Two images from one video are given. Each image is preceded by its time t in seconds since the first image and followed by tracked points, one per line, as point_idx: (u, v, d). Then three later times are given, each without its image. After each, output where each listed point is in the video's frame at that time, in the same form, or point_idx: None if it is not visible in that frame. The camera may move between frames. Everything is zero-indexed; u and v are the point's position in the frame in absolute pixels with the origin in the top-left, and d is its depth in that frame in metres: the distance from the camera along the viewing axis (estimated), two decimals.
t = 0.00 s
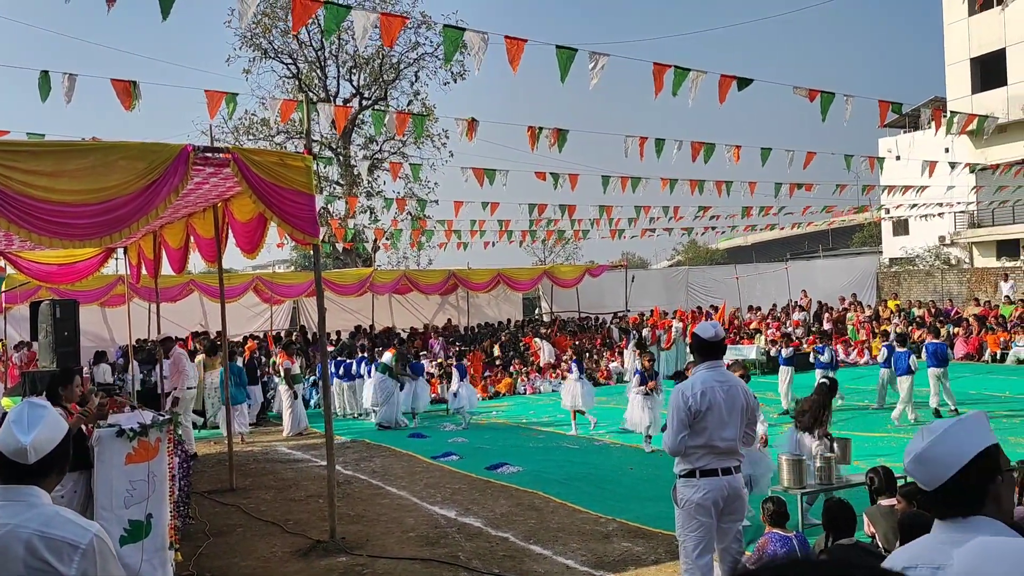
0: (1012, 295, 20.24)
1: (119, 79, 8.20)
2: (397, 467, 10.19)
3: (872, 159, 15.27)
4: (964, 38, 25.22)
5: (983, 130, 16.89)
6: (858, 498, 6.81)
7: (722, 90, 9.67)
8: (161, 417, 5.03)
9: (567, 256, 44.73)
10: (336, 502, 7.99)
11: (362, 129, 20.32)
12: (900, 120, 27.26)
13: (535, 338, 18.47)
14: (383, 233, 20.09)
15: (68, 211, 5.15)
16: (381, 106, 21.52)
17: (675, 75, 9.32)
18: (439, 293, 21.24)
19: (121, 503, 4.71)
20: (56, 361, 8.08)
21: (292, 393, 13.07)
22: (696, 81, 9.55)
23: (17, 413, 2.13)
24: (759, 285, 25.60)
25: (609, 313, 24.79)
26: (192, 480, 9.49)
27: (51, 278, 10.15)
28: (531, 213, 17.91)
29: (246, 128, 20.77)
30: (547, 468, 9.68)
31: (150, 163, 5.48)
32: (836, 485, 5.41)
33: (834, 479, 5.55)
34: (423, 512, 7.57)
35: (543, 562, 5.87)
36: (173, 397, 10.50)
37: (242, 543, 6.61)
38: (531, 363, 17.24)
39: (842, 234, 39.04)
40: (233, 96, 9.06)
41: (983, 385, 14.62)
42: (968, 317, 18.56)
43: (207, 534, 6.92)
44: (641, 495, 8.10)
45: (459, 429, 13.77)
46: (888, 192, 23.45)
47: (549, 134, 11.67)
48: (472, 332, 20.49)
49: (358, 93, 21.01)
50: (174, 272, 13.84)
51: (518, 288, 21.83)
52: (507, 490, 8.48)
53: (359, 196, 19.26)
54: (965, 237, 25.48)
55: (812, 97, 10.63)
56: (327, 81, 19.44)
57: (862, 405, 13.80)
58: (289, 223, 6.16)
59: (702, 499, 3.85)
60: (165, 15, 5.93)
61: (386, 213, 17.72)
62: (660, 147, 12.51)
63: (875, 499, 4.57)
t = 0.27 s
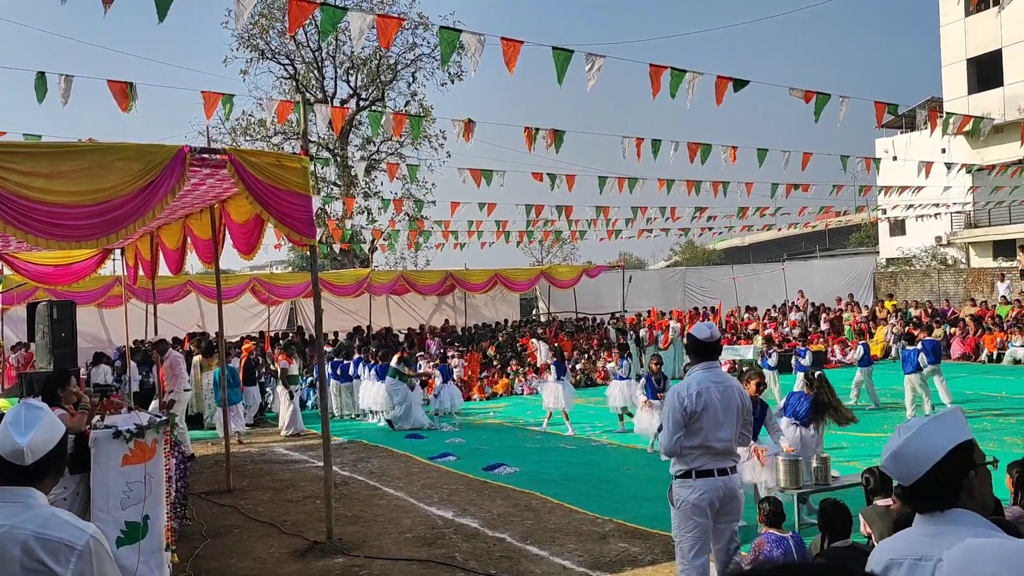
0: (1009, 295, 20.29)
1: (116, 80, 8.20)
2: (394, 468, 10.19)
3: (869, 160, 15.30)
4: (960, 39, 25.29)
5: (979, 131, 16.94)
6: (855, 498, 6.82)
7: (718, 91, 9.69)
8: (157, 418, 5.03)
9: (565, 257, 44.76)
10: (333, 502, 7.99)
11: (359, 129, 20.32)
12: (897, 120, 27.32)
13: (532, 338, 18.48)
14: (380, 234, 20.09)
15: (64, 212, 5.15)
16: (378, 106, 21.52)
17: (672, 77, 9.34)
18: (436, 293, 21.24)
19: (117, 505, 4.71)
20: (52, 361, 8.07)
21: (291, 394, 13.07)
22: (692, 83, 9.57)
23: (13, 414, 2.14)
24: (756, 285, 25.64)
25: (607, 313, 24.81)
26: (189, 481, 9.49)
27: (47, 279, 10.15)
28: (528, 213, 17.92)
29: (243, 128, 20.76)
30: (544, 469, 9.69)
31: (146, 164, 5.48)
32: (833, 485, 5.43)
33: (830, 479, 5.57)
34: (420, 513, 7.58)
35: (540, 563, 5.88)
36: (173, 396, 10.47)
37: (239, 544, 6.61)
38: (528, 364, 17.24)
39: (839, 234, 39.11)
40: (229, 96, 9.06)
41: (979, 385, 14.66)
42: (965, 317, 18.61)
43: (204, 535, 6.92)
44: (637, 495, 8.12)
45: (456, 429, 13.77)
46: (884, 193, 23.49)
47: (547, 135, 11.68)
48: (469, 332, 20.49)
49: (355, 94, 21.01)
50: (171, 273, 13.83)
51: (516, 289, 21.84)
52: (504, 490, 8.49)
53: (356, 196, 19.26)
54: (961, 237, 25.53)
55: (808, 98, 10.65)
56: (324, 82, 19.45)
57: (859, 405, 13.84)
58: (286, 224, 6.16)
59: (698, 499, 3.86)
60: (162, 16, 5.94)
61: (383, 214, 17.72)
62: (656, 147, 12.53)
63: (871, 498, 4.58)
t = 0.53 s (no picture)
0: (1006, 294, 20.34)
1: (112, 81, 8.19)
2: (391, 468, 10.19)
3: (865, 160, 15.32)
4: (957, 40, 25.34)
5: (976, 131, 16.97)
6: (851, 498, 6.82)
7: (715, 92, 9.70)
8: (154, 419, 5.02)
9: (562, 257, 44.77)
10: (330, 503, 7.98)
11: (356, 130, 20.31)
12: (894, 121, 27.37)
13: (530, 338, 18.48)
14: (377, 234, 20.08)
15: (61, 213, 5.14)
16: (375, 107, 21.51)
17: (669, 77, 9.35)
18: (433, 294, 21.23)
19: (114, 506, 4.70)
20: (48, 363, 8.05)
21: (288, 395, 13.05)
22: (689, 83, 9.58)
23: None
24: (753, 285, 25.66)
25: (604, 313, 24.82)
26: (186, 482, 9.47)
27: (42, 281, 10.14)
28: (525, 214, 17.93)
29: (240, 129, 20.74)
30: (541, 469, 9.69)
31: (142, 164, 5.47)
32: (829, 485, 5.43)
33: (826, 479, 5.57)
34: (418, 514, 7.57)
35: (537, 563, 5.88)
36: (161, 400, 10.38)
37: (236, 545, 6.60)
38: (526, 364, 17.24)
39: (836, 234, 39.16)
40: (226, 97, 9.05)
41: (976, 384, 14.69)
42: (962, 316, 18.65)
43: (201, 536, 6.91)
44: (635, 496, 8.13)
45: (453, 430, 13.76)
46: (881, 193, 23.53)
47: (543, 135, 11.69)
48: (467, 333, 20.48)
49: (352, 94, 21.00)
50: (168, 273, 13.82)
51: (513, 289, 21.83)
52: (501, 491, 8.49)
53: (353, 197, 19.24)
54: (958, 237, 25.58)
55: (804, 98, 10.67)
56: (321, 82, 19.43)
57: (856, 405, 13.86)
58: (283, 225, 6.15)
59: (694, 499, 3.86)
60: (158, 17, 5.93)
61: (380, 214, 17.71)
62: (654, 148, 12.54)
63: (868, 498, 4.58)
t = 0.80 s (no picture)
0: (1002, 294, 20.39)
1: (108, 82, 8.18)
2: (388, 469, 10.19)
3: (861, 161, 15.37)
4: (952, 40, 25.40)
5: (971, 132, 17.02)
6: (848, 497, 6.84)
7: (710, 92, 9.72)
8: (150, 420, 5.03)
9: (559, 257, 44.79)
10: (327, 504, 7.98)
11: (352, 131, 20.31)
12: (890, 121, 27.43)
13: (527, 338, 18.49)
14: (374, 235, 20.08)
15: (57, 214, 5.14)
16: (372, 107, 21.51)
17: (665, 78, 9.37)
18: (430, 294, 21.23)
19: (110, 507, 4.70)
20: (44, 364, 8.02)
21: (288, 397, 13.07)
22: (685, 84, 9.60)
23: None
24: (750, 285, 25.69)
25: (601, 313, 24.84)
26: (183, 483, 9.46)
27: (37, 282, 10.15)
28: (522, 214, 17.94)
29: (237, 130, 20.73)
30: (538, 470, 9.70)
31: (138, 165, 5.47)
32: (825, 485, 5.44)
33: (822, 480, 5.58)
34: (415, 514, 7.57)
35: (533, 564, 5.89)
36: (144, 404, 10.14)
37: (232, 546, 6.60)
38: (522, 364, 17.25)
39: (833, 235, 39.23)
40: (222, 98, 9.05)
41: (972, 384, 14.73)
42: (958, 316, 18.70)
43: (198, 537, 6.91)
44: (632, 496, 8.14)
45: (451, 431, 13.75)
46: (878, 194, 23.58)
47: (540, 136, 11.70)
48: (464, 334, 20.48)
49: (349, 95, 21.01)
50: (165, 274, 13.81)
51: (510, 289, 21.83)
52: (498, 491, 8.50)
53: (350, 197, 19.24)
54: (955, 237, 25.65)
55: (800, 98, 10.70)
56: (317, 83, 19.43)
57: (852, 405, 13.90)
58: (280, 226, 6.14)
59: (690, 500, 3.88)
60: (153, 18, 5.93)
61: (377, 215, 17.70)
62: (650, 148, 12.56)
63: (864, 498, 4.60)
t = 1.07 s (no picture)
0: (999, 294, 20.43)
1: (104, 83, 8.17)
2: (386, 470, 10.18)
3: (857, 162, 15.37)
4: (949, 41, 25.45)
5: (968, 132, 17.05)
6: (845, 497, 6.84)
7: (707, 92, 9.72)
8: (146, 421, 5.02)
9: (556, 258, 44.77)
10: (324, 506, 7.97)
11: (349, 131, 20.29)
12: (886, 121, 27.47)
13: (525, 339, 18.49)
14: (371, 236, 20.08)
15: (53, 214, 5.14)
16: (369, 108, 21.49)
17: (661, 78, 9.37)
18: (427, 295, 21.21)
19: (106, 509, 4.69)
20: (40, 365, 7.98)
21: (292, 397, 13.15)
22: (681, 84, 9.60)
23: None
24: (747, 285, 25.71)
25: (598, 313, 24.85)
26: (179, 484, 9.44)
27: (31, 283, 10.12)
28: (519, 215, 17.93)
29: (233, 130, 20.70)
30: (534, 470, 9.71)
31: (135, 166, 5.46)
32: (823, 485, 5.44)
33: (819, 480, 5.58)
34: (412, 515, 7.57)
35: (530, 565, 5.89)
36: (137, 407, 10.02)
37: (229, 547, 6.58)
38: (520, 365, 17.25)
39: (830, 235, 39.29)
40: (219, 99, 9.03)
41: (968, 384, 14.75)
42: (955, 316, 18.72)
43: (194, 538, 6.90)
44: (629, 496, 8.14)
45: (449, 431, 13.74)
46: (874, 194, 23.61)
47: (536, 136, 11.69)
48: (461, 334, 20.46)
49: (346, 96, 20.99)
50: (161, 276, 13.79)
51: (507, 290, 21.82)
52: (495, 492, 8.50)
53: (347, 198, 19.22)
54: (952, 237, 25.70)
55: (796, 99, 10.70)
56: (314, 83, 19.41)
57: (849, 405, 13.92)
58: (276, 227, 6.13)
59: (686, 500, 3.88)
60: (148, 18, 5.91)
61: (374, 216, 17.69)
62: (647, 148, 12.56)
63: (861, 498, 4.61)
